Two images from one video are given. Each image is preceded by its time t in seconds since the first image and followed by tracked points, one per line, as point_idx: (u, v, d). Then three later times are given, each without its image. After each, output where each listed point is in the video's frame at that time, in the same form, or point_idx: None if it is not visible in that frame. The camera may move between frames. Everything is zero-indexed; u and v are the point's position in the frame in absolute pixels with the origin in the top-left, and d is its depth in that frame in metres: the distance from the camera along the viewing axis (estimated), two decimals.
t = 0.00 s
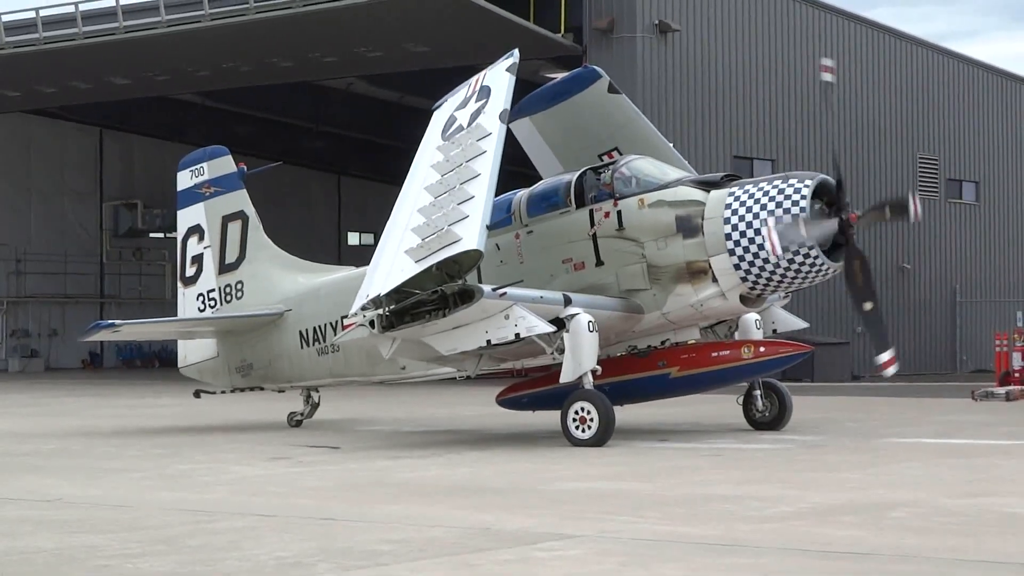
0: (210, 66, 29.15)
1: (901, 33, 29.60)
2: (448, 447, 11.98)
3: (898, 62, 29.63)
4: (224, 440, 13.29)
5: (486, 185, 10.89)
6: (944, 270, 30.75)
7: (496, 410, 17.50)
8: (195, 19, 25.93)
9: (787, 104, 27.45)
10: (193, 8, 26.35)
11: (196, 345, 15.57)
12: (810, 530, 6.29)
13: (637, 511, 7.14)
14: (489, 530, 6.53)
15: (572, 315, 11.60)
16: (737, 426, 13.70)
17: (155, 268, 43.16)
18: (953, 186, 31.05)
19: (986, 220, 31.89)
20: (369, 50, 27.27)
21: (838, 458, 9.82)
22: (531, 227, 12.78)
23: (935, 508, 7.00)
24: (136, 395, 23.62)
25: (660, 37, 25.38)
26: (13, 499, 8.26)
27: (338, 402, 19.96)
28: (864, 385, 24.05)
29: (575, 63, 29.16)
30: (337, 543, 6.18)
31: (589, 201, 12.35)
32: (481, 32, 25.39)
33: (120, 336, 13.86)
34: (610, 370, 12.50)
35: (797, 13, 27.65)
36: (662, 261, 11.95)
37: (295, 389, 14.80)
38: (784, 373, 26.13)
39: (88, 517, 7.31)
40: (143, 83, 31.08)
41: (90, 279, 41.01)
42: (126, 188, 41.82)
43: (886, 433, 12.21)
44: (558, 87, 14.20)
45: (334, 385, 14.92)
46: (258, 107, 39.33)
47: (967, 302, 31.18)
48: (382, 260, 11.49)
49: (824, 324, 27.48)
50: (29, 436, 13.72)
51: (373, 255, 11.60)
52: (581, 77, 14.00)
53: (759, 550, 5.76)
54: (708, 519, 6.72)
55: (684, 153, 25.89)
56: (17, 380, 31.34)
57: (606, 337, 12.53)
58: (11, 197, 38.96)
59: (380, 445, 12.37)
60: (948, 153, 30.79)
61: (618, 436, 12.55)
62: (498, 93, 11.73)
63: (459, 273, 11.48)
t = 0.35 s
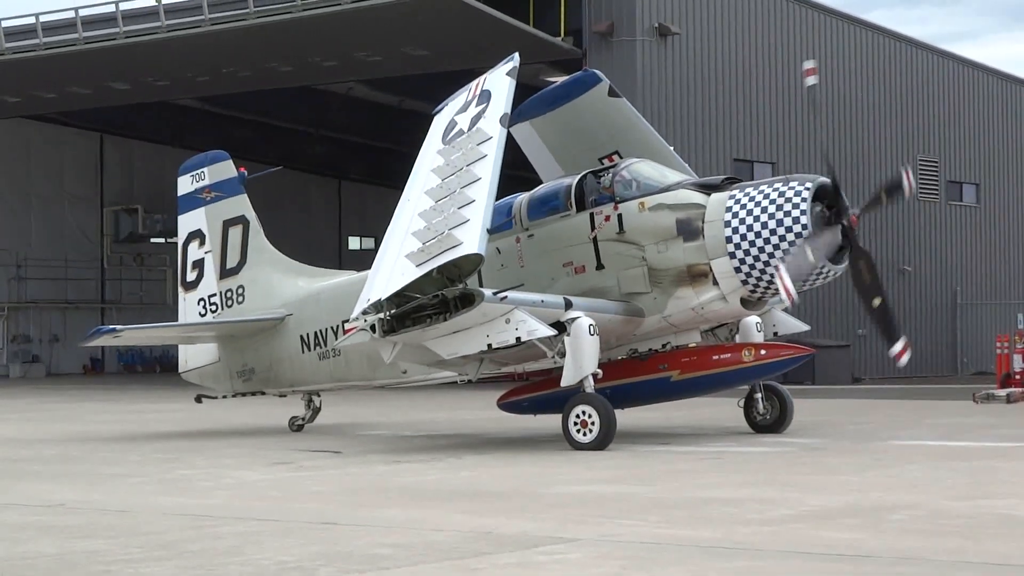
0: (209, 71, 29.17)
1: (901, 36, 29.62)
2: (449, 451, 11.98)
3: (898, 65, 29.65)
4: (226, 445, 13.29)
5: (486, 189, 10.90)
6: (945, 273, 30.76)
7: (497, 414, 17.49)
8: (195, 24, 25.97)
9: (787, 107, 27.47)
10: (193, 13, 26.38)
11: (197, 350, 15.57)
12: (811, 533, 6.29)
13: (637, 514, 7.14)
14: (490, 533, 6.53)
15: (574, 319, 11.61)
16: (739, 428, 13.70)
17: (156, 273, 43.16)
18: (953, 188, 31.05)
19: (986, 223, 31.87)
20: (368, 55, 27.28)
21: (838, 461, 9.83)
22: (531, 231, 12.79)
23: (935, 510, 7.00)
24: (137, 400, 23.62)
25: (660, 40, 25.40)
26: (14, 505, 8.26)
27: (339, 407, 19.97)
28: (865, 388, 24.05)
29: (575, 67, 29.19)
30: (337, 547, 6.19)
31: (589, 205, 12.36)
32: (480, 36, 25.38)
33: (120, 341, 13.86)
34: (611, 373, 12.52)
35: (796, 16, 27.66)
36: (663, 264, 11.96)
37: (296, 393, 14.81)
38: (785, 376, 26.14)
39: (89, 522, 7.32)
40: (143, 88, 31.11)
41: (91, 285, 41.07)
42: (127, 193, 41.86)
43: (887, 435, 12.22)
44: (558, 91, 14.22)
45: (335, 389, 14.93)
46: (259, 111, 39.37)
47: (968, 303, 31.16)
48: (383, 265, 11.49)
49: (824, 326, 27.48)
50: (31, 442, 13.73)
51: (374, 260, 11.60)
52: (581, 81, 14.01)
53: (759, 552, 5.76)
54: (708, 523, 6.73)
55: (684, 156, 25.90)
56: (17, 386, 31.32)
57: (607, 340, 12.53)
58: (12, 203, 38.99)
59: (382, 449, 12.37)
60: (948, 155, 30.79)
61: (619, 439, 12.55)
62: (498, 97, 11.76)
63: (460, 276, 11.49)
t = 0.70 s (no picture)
0: (209, 75, 29.17)
1: (900, 39, 29.64)
2: (449, 454, 11.98)
3: (897, 68, 29.67)
4: (227, 449, 13.28)
5: (487, 193, 10.90)
6: (946, 277, 30.77)
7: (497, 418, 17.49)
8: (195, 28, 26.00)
9: (787, 110, 27.48)
10: (193, 17, 26.40)
11: (198, 354, 15.57)
12: (812, 536, 6.29)
13: (638, 518, 7.14)
14: (491, 537, 6.53)
15: (574, 322, 11.62)
16: (739, 432, 13.70)
17: (156, 278, 43.08)
18: (954, 191, 31.06)
19: (986, 226, 31.88)
20: (369, 59, 27.32)
21: (839, 464, 9.83)
22: (532, 235, 12.79)
23: (935, 513, 7.00)
24: (137, 404, 23.62)
25: (660, 43, 25.39)
26: (15, 510, 8.27)
27: (340, 411, 19.96)
28: (866, 391, 24.08)
29: (575, 71, 29.20)
30: (339, 552, 6.19)
31: (589, 209, 12.36)
32: (480, 40, 25.37)
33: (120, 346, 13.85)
34: (612, 376, 12.52)
35: (795, 19, 27.69)
36: (663, 268, 11.96)
37: (297, 398, 14.80)
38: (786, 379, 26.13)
39: (90, 527, 7.32)
40: (143, 92, 31.14)
41: (92, 289, 41.10)
42: (127, 198, 41.87)
43: (887, 438, 12.22)
44: (559, 95, 14.22)
45: (335, 393, 14.93)
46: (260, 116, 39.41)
47: (969, 306, 31.16)
48: (384, 269, 11.48)
49: (826, 329, 27.48)
50: (31, 446, 13.73)
51: (374, 264, 11.60)
52: (581, 85, 14.01)
53: (760, 556, 5.76)
54: (710, 526, 6.73)
55: (684, 160, 25.92)
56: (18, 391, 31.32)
57: (607, 344, 12.54)
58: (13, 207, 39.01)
59: (382, 453, 12.37)
60: (948, 158, 30.80)
61: (620, 443, 12.54)
62: (498, 101, 11.77)
63: (461, 281, 11.49)
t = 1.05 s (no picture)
0: (209, 79, 29.17)
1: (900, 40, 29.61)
2: (450, 458, 11.97)
3: (899, 70, 29.67)
4: (228, 453, 13.29)
5: (488, 196, 10.89)
6: (947, 278, 30.74)
7: (498, 421, 17.49)
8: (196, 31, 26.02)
9: (788, 112, 27.47)
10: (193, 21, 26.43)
11: (199, 359, 15.56)
12: (813, 538, 6.28)
13: (640, 520, 7.14)
14: (493, 541, 6.52)
15: (575, 325, 11.62)
16: (740, 434, 13.69)
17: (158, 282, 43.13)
18: (955, 192, 31.04)
19: (988, 226, 31.87)
20: (369, 62, 27.31)
21: (840, 466, 9.83)
22: (533, 237, 12.78)
23: (936, 515, 6.98)
24: (139, 409, 23.61)
25: (661, 45, 25.39)
26: (17, 514, 8.26)
27: (341, 415, 19.94)
28: (866, 393, 24.12)
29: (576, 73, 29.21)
30: (339, 555, 6.18)
31: (590, 211, 12.35)
32: (480, 42, 25.37)
33: (121, 350, 13.84)
34: (613, 379, 12.49)
35: (796, 20, 27.67)
36: (664, 270, 11.95)
37: (297, 402, 14.80)
38: (788, 382, 26.10)
39: (92, 531, 7.32)
40: (144, 96, 31.16)
41: (93, 293, 41.12)
42: (128, 202, 41.87)
43: (889, 440, 12.21)
44: (559, 96, 14.20)
45: (336, 398, 14.92)
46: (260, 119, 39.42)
47: (971, 308, 31.14)
48: (385, 273, 11.48)
49: (828, 331, 27.46)
50: (33, 451, 13.73)
51: (375, 268, 11.59)
52: (581, 87, 14.00)
53: (762, 558, 5.76)
54: (712, 528, 6.71)
55: (685, 162, 25.91)
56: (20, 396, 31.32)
57: (608, 346, 12.54)
58: (14, 212, 39.03)
59: (383, 457, 12.37)
60: (950, 159, 30.78)
61: (621, 446, 12.53)
62: (499, 103, 11.77)
63: (462, 283, 11.48)
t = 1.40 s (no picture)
0: (210, 81, 29.21)
1: (900, 42, 29.60)
2: (452, 460, 11.99)
3: (899, 73, 29.68)
4: (229, 456, 13.30)
5: (488, 199, 10.91)
6: (947, 280, 30.76)
7: (499, 424, 17.49)
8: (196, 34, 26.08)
9: (789, 115, 27.51)
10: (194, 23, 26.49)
11: (200, 362, 15.57)
12: (814, 540, 6.29)
13: (641, 523, 7.14)
14: (493, 543, 6.52)
15: (576, 328, 11.63)
16: (741, 437, 13.70)
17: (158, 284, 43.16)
18: (956, 196, 31.07)
19: (988, 230, 31.87)
20: (370, 65, 27.34)
21: (842, 469, 9.83)
22: (534, 240, 12.78)
23: (937, 517, 6.99)
24: (141, 412, 23.62)
25: (661, 48, 25.49)
26: (18, 517, 8.26)
27: (343, 417, 19.94)
28: (866, 396, 24.12)
29: (577, 77, 29.28)
30: (341, 557, 6.19)
31: (591, 214, 12.36)
32: (481, 45, 25.40)
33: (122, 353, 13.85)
34: (615, 382, 12.51)
35: (796, 23, 27.69)
36: (665, 273, 11.97)
37: (299, 405, 14.81)
38: (788, 385, 26.12)
39: (93, 533, 7.33)
40: (145, 99, 31.20)
41: (94, 296, 41.14)
42: (129, 204, 41.89)
43: (890, 442, 12.20)
44: (560, 100, 14.21)
45: (338, 400, 14.93)
46: (261, 122, 39.46)
47: (972, 310, 31.14)
48: (386, 276, 11.49)
49: (828, 334, 27.49)
50: (34, 454, 13.74)
51: (377, 271, 11.60)
52: (582, 90, 14.02)
53: (763, 561, 5.77)
54: (714, 531, 6.71)
55: (684, 164, 25.95)
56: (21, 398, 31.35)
57: (609, 349, 12.54)
58: (15, 215, 39.07)
59: (384, 460, 12.38)
60: (951, 163, 30.80)
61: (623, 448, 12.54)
62: (500, 106, 11.78)
63: (463, 286, 11.49)
